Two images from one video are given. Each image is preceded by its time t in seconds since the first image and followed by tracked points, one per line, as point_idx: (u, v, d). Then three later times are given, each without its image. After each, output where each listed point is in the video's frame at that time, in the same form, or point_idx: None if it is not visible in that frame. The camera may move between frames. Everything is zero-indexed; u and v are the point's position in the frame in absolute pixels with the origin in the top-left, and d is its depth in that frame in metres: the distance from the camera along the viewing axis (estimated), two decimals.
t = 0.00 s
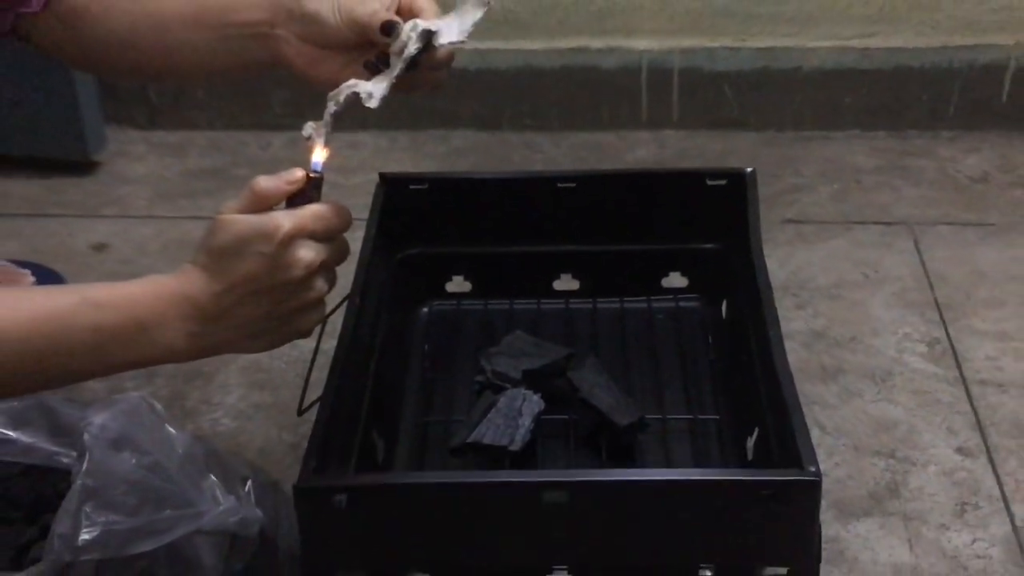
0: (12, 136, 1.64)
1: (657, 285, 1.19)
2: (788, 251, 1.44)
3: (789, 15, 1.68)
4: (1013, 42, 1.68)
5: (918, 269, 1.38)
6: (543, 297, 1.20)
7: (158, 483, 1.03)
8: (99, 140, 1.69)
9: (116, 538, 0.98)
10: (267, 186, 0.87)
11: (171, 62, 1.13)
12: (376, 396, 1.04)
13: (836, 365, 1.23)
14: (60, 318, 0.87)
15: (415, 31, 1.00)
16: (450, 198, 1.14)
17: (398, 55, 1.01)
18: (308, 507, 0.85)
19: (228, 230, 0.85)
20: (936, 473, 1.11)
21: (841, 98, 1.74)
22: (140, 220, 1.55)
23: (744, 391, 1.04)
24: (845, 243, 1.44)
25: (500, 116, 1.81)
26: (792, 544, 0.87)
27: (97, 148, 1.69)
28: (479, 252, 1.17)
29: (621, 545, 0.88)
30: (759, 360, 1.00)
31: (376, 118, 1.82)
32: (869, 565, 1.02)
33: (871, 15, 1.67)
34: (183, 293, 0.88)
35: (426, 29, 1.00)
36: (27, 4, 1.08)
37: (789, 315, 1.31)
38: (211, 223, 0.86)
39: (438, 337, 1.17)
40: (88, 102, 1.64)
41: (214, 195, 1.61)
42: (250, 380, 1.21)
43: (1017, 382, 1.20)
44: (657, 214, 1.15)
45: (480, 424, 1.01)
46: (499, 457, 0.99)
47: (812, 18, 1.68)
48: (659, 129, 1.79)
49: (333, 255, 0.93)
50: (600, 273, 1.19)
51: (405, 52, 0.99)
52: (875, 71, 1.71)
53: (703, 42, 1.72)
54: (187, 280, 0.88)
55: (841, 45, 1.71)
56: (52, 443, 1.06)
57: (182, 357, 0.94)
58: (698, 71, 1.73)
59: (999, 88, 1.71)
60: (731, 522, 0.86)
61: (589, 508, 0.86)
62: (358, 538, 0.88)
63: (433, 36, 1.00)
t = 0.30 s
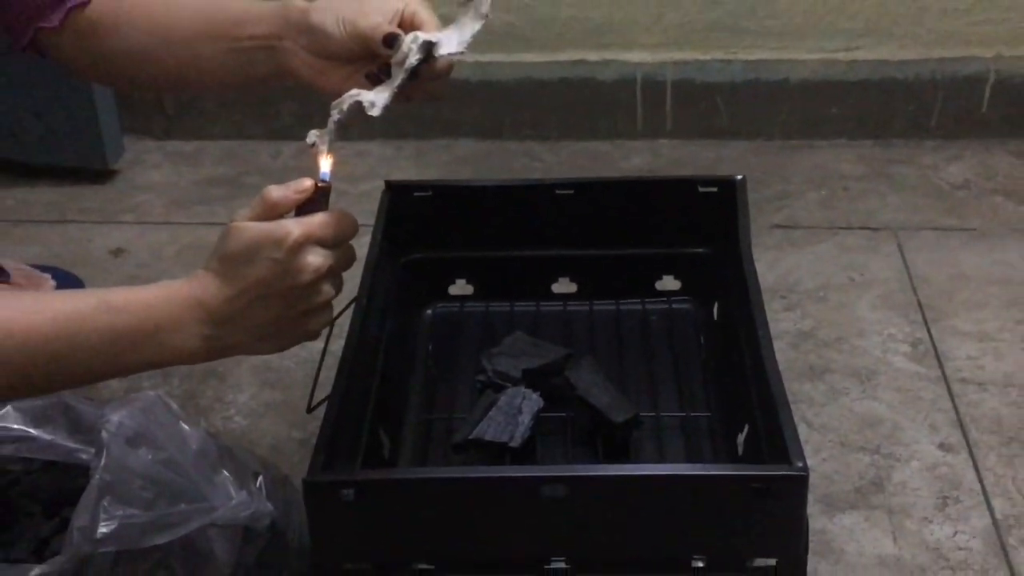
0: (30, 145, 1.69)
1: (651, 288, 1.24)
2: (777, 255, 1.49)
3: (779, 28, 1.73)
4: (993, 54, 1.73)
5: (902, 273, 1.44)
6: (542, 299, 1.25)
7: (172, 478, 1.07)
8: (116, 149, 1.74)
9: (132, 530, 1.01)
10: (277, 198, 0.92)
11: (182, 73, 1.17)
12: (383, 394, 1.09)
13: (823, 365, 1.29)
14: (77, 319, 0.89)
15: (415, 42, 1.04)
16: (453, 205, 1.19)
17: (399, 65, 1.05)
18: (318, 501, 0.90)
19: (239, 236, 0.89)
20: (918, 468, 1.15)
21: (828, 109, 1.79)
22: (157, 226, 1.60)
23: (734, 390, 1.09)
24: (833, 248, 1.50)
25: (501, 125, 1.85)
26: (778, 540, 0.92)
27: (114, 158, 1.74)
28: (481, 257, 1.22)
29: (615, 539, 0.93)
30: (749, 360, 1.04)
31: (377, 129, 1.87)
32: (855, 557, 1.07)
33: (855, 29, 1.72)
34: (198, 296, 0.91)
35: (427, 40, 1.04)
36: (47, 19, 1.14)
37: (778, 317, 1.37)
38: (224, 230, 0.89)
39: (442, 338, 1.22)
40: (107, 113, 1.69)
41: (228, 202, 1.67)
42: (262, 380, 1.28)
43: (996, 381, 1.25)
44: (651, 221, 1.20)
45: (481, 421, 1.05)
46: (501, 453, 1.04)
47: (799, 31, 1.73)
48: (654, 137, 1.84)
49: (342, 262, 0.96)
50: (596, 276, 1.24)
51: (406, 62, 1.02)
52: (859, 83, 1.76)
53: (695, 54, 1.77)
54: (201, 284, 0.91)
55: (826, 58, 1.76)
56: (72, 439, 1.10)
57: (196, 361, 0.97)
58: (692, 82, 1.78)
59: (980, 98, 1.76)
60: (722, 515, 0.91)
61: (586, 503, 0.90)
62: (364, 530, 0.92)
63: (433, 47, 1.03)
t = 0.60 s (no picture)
0: (42, 152, 1.73)
1: (647, 291, 1.28)
2: (769, 259, 1.53)
3: (770, 39, 1.77)
4: (978, 64, 1.77)
5: (890, 276, 1.48)
6: (541, 302, 1.28)
7: (183, 476, 1.10)
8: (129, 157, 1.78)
9: (145, 525, 1.04)
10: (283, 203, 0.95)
11: (193, 84, 1.21)
12: (387, 393, 1.13)
13: (813, 365, 1.33)
14: (89, 321, 0.93)
15: (418, 49, 1.08)
16: (455, 210, 1.23)
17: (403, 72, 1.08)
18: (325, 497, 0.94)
19: (246, 240, 0.92)
20: (906, 466, 1.19)
21: (819, 117, 1.83)
22: (170, 231, 1.64)
23: (727, 390, 1.13)
24: (823, 252, 1.54)
25: (501, 133, 1.89)
26: (769, 535, 0.96)
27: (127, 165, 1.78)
28: (482, 261, 1.26)
29: (613, 533, 0.97)
30: (742, 360, 1.08)
31: (378, 137, 1.91)
32: (844, 551, 1.10)
33: (845, 41, 1.77)
34: (205, 300, 0.94)
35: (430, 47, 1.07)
36: (61, 32, 1.18)
37: (770, 319, 1.41)
38: (231, 235, 0.92)
39: (444, 339, 1.26)
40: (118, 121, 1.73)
41: (238, 207, 1.71)
42: (270, 380, 1.32)
43: (981, 381, 1.29)
44: (647, 225, 1.24)
45: (482, 420, 1.09)
46: (501, 451, 1.07)
47: (790, 42, 1.77)
48: (650, 145, 1.88)
49: (345, 265, 0.98)
50: (594, 280, 1.28)
51: (409, 69, 1.06)
52: (849, 93, 1.80)
53: (689, 65, 1.81)
54: (209, 287, 0.94)
55: (817, 68, 1.80)
56: (88, 438, 1.14)
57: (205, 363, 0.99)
58: (686, 92, 1.82)
59: (965, 107, 1.80)
60: (715, 508, 0.94)
61: (583, 497, 0.94)
62: (369, 523, 0.96)
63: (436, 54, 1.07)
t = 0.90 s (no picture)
0: (51, 157, 1.77)
1: (643, 293, 1.32)
2: (762, 262, 1.57)
3: (762, 49, 1.81)
4: (964, 74, 1.82)
5: (878, 279, 1.51)
6: (540, 303, 1.32)
7: (192, 474, 1.14)
8: (141, 164, 1.82)
9: (155, 521, 1.07)
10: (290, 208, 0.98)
11: (203, 92, 1.24)
12: (391, 392, 1.16)
13: (804, 365, 1.37)
14: (104, 321, 0.95)
15: (419, 57, 1.11)
16: (456, 215, 1.27)
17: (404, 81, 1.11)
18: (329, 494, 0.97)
19: (255, 243, 0.95)
20: (894, 463, 1.23)
21: (810, 124, 1.87)
22: (178, 235, 1.67)
23: (720, 389, 1.16)
24: (813, 255, 1.58)
25: (500, 140, 1.93)
26: (762, 530, 0.99)
27: (139, 172, 1.82)
28: (482, 264, 1.30)
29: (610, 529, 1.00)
30: (735, 359, 1.12)
31: (379, 143, 1.95)
32: (834, 545, 1.14)
33: (835, 51, 1.81)
34: (215, 301, 0.97)
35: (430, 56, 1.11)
36: (74, 42, 1.22)
37: (762, 320, 1.45)
38: (240, 238, 0.96)
39: (445, 340, 1.29)
40: (131, 128, 1.76)
41: (245, 212, 1.74)
42: (277, 379, 1.36)
43: (966, 381, 1.33)
44: (642, 230, 1.28)
45: (483, 418, 1.12)
46: (501, 449, 1.10)
47: (782, 52, 1.81)
48: (646, 152, 1.92)
49: (350, 267, 1.02)
50: (591, 282, 1.31)
51: (410, 76, 1.10)
52: (839, 101, 1.84)
53: (683, 73, 1.85)
54: (219, 289, 0.98)
55: (808, 77, 1.84)
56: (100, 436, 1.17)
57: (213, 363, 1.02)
58: (681, 101, 1.85)
59: (952, 115, 1.84)
60: (709, 504, 0.98)
61: (579, 494, 0.97)
62: (372, 519, 0.99)
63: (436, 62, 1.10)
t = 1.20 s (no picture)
0: (59, 163, 1.80)
1: (639, 295, 1.36)
2: (754, 265, 1.61)
3: (755, 58, 1.85)
4: (951, 82, 1.85)
5: (868, 281, 1.55)
6: (539, 305, 1.36)
7: (200, 471, 1.17)
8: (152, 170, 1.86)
9: (165, 516, 1.10)
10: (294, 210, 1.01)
11: (211, 99, 1.28)
12: (394, 391, 1.19)
13: (796, 365, 1.40)
14: (116, 322, 0.98)
15: (419, 61, 1.14)
16: (457, 220, 1.30)
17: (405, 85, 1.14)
18: (334, 491, 1.00)
19: (260, 245, 0.97)
20: (883, 460, 1.26)
21: (802, 131, 1.91)
22: (184, 239, 1.71)
23: (714, 389, 1.20)
24: (804, 258, 1.61)
25: (500, 147, 1.97)
26: (756, 526, 1.02)
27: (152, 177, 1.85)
28: (482, 267, 1.33)
29: (609, 525, 1.03)
30: (729, 359, 1.15)
31: (381, 149, 1.98)
32: (826, 541, 1.17)
33: (827, 60, 1.84)
34: (222, 301, 1.00)
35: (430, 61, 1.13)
36: (85, 50, 1.25)
37: (755, 321, 1.49)
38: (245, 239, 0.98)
39: (447, 340, 1.33)
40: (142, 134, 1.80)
41: (251, 216, 1.78)
42: (283, 378, 1.40)
43: (953, 380, 1.36)
44: (639, 233, 1.31)
45: (483, 417, 1.15)
46: (501, 446, 1.13)
47: (774, 61, 1.85)
48: (642, 158, 1.95)
49: (352, 265, 1.05)
50: (588, 285, 1.35)
51: (411, 79, 1.12)
52: (831, 109, 1.88)
53: (678, 81, 1.89)
54: (226, 289, 1.00)
55: (799, 86, 1.87)
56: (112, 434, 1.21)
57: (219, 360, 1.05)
58: (676, 108, 1.89)
59: (939, 122, 1.88)
60: (705, 501, 1.01)
61: (578, 491, 1.01)
62: (376, 515, 1.02)
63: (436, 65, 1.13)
